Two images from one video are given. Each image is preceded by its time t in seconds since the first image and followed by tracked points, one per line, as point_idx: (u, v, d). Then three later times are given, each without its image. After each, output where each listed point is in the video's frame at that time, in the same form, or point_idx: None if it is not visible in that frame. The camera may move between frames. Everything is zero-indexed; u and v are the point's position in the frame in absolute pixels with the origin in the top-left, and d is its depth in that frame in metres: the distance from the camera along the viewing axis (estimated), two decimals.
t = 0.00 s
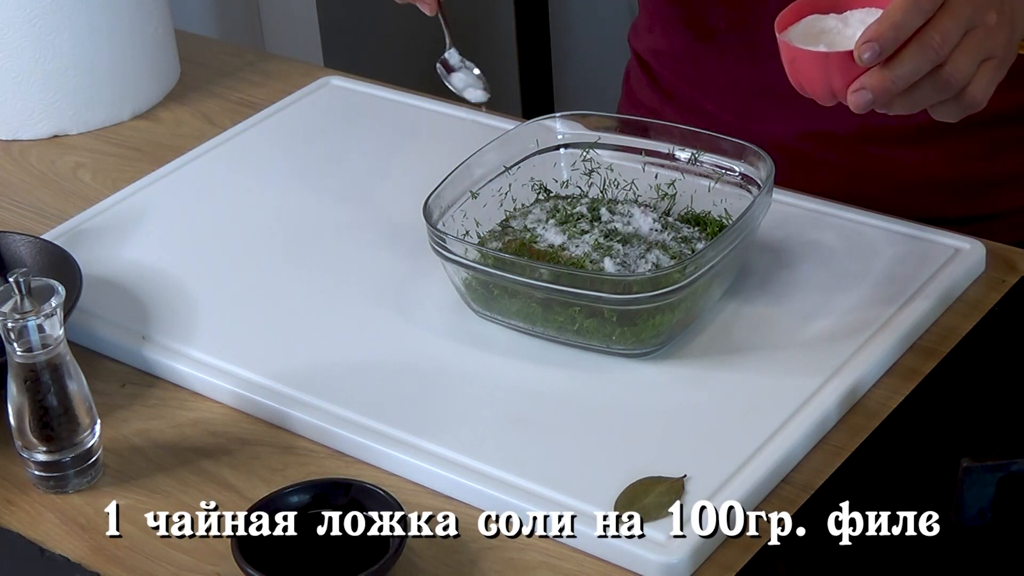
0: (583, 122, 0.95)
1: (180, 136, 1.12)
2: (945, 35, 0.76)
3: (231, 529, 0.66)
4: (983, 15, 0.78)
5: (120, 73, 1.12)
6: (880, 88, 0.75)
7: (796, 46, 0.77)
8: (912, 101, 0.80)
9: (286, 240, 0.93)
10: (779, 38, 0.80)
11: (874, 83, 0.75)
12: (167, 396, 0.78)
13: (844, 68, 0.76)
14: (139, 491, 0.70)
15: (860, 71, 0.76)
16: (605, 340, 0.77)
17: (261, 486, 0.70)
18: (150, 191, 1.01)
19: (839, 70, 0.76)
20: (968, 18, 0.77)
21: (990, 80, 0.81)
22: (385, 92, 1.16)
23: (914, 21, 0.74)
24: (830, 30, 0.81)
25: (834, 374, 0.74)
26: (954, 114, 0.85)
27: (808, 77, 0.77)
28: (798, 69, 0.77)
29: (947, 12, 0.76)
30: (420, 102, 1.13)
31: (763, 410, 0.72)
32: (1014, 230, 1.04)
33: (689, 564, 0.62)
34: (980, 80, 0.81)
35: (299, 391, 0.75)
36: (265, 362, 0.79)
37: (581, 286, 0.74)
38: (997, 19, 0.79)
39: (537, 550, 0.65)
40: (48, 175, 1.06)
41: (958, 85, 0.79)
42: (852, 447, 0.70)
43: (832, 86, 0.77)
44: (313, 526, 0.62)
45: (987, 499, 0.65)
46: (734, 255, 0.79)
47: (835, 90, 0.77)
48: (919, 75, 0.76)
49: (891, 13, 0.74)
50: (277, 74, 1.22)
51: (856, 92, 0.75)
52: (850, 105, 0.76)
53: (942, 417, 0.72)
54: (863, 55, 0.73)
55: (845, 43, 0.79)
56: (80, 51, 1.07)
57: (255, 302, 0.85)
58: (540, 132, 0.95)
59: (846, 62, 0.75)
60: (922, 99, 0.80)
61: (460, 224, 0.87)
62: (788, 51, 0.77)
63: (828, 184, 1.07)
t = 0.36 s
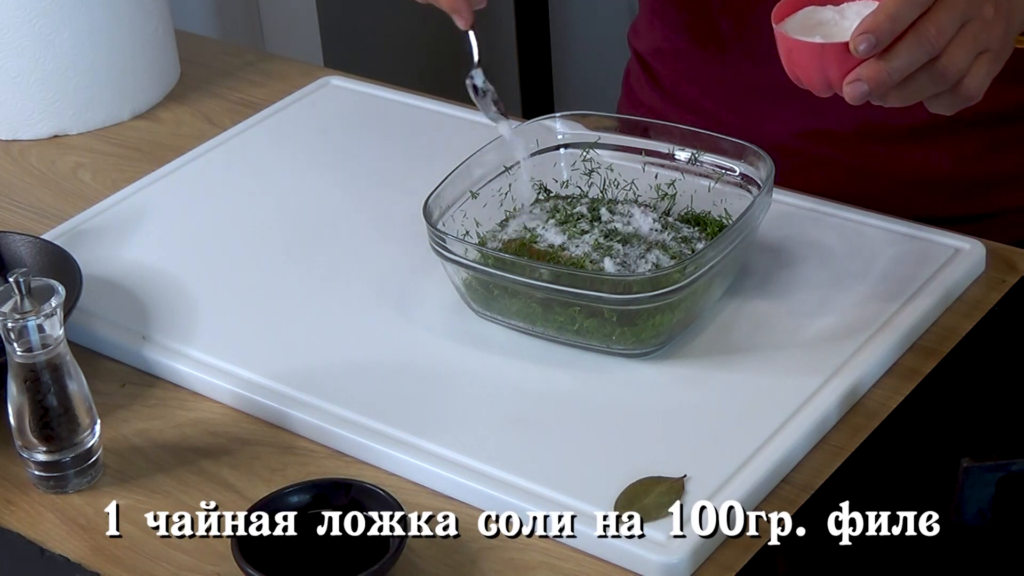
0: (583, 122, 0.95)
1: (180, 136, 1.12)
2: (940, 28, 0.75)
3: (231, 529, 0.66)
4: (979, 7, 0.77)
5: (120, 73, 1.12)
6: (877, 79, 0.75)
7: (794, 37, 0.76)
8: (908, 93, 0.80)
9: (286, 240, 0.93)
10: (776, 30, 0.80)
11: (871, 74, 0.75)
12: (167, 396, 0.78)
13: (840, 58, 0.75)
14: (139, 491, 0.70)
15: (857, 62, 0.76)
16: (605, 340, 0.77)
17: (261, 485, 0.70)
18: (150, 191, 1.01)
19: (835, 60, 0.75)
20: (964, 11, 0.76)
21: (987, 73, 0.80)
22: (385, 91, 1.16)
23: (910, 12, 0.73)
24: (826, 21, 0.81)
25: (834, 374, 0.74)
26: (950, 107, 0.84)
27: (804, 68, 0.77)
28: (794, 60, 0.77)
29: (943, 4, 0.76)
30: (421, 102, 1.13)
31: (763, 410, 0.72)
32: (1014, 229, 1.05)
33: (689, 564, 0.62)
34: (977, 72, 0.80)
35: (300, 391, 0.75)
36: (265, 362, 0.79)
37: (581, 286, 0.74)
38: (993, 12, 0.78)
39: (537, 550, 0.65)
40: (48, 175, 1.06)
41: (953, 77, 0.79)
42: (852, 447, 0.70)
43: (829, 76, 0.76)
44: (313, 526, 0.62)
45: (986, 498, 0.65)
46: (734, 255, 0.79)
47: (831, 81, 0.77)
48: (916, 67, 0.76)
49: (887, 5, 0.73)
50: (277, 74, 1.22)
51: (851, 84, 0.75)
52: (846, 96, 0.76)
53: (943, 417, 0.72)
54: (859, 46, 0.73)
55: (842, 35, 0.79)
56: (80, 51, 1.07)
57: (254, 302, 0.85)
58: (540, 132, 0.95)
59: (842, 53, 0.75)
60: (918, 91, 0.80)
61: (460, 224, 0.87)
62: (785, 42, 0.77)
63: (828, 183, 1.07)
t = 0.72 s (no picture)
0: (583, 122, 0.95)
1: (180, 136, 1.12)
2: (917, 35, 0.76)
3: (231, 529, 0.66)
4: (958, 14, 0.77)
5: (119, 73, 1.12)
6: (854, 87, 0.76)
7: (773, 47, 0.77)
8: (888, 100, 0.80)
9: (286, 240, 0.93)
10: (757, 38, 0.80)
11: (849, 82, 0.76)
12: (167, 396, 0.78)
13: (820, 67, 0.76)
14: (139, 491, 0.70)
15: (835, 70, 0.76)
16: (605, 340, 0.77)
17: (261, 485, 0.70)
18: (151, 191, 1.01)
19: (815, 68, 0.76)
20: (942, 18, 0.77)
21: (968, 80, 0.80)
22: (385, 91, 1.16)
23: (885, 22, 0.74)
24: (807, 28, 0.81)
25: (834, 374, 0.74)
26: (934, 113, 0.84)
27: (785, 77, 0.77)
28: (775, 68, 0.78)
29: (920, 12, 0.76)
30: (421, 102, 1.13)
31: (763, 410, 0.72)
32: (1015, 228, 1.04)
33: (689, 564, 0.62)
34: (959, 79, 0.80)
35: (300, 391, 0.75)
36: (265, 362, 0.79)
37: (581, 286, 0.74)
38: (976, 18, 0.78)
39: (538, 550, 0.65)
40: (48, 175, 1.06)
41: (932, 84, 0.79)
42: (852, 447, 0.70)
43: (809, 84, 0.77)
44: (313, 526, 0.62)
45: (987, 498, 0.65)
46: (734, 255, 0.79)
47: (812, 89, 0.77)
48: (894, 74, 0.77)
49: (864, 13, 0.74)
50: (277, 75, 1.22)
51: (829, 91, 0.76)
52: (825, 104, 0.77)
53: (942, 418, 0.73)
54: (836, 55, 0.74)
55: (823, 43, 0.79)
56: (81, 51, 1.07)
57: (254, 302, 0.85)
58: (540, 132, 0.95)
59: (821, 61, 0.76)
60: (898, 98, 0.80)
61: (460, 224, 0.87)
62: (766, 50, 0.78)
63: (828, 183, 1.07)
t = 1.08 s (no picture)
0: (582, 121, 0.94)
1: (181, 136, 1.12)
2: (835, 36, 0.76)
3: (231, 530, 0.66)
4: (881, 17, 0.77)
5: (119, 73, 1.12)
6: (771, 85, 0.76)
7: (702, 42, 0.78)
8: (809, 97, 0.80)
9: (286, 240, 0.93)
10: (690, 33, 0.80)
11: (766, 80, 0.75)
12: (167, 396, 0.78)
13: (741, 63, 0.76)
14: (139, 491, 0.70)
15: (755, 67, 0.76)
16: (605, 340, 0.77)
17: (262, 485, 0.70)
18: (150, 191, 1.01)
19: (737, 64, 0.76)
20: (864, 21, 0.76)
21: (889, 82, 0.81)
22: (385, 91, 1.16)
23: (807, 21, 0.74)
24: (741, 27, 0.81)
25: (834, 374, 0.74)
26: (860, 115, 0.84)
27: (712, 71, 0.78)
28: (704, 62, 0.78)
29: (842, 14, 0.76)
30: (421, 102, 1.14)
31: (763, 410, 0.72)
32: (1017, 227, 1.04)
33: (689, 564, 0.62)
34: (879, 80, 0.81)
35: (300, 391, 0.75)
36: (265, 362, 0.79)
37: (580, 286, 0.74)
38: (898, 22, 0.78)
39: (537, 550, 0.65)
40: (48, 175, 1.06)
41: (851, 85, 0.79)
42: (853, 447, 0.70)
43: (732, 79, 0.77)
44: (312, 526, 0.62)
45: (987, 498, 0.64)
46: (734, 255, 0.79)
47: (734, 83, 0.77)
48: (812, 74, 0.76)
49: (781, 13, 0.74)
50: (277, 75, 1.22)
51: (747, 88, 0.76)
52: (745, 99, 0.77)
53: (943, 417, 0.72)
54: (751, 52, 0.74)
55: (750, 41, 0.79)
56: (80, 51, 1.07)
57: (254, 302, 0.85)
58: (540, 132, 0.95)
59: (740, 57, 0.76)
60: (817, 97, 0.80)
61: (460, 224, 0.87)
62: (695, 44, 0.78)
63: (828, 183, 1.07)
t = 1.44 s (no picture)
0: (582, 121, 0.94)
1: (180, 136, 1.12)
2: (895, 34, 0.75)
3: (231, 529, 0.66)
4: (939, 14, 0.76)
5: (119, 73, 1.12)
6: (832, 86, 0.74)
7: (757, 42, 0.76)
8: (866, 97, 0.79)
9: (286, 240, 0.93)
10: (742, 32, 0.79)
11: (827, 80, 0.74)
12: (167, 396, 0.78)
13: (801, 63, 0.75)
14: (139, 491, 0.70)
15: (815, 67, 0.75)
16: (605, 340, 0.77)
17: (262, 485, 0.70)
18: (150, 191, 1.01)
19: (797, 64, 0.75)
20: (922, 18, 0.75)
21: (946, 80, 0.80)
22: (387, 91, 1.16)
23: (869, 18, 0.73)
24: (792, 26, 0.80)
25: (834, 374, 0.74)
26: (913, 113, 0.83)
27: (769, 72, 0.77)
28: (760, 62, 0.77)
29: (900, 11, 0.75)
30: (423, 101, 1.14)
31: (762, 410, 0.72)
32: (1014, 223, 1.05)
33: (689, 564, 0.62)
34: (936, 79, 0.79)
35: (299, 391, 0.75)
36: (265, 362, 0.79)
37: (581, 286, 0.74)
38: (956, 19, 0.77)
39: (537, 550, 0.65)
40: (48, 175, 1.06)
41: (910, 83, 0.78)
42: (852, 447, 0.70)
43: (790, 79, 0.76)
44: (313, 526, 0.62)
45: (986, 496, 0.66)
46: (734, 255, 0.79)
47: (794, 83, 0.76)
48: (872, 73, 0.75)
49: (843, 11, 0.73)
50: (277, 75, 1.22)
51: (808, 89, 0.74)
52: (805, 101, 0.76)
53: (943, 417, 0.73)
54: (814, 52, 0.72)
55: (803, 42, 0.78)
56: (80, 52, 1.07)
57: (254, 302, 0.85)
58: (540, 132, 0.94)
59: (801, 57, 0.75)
60: (875, 96, 0.79)
61: (460, 224, 0.87)
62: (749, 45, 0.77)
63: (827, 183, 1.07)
